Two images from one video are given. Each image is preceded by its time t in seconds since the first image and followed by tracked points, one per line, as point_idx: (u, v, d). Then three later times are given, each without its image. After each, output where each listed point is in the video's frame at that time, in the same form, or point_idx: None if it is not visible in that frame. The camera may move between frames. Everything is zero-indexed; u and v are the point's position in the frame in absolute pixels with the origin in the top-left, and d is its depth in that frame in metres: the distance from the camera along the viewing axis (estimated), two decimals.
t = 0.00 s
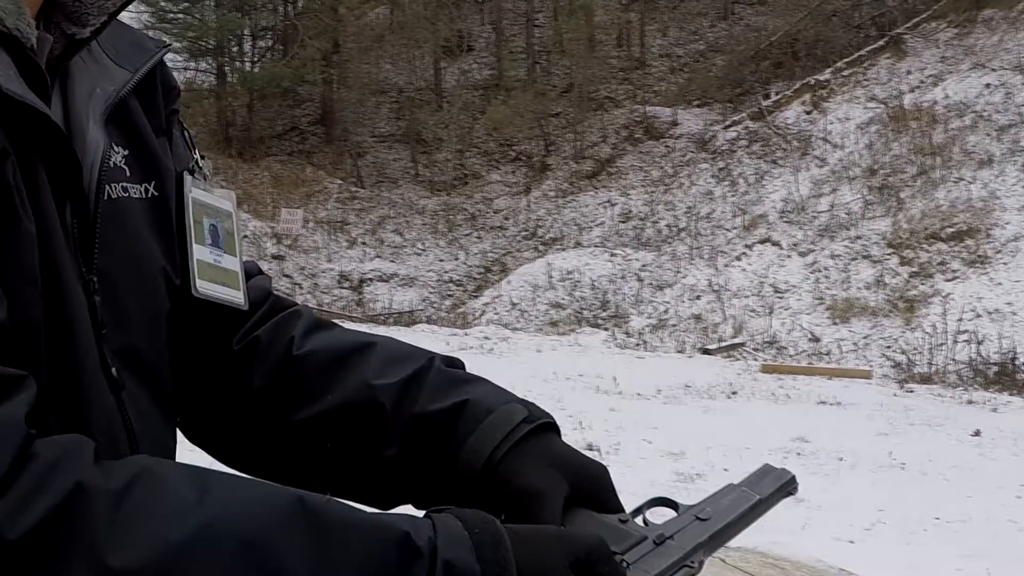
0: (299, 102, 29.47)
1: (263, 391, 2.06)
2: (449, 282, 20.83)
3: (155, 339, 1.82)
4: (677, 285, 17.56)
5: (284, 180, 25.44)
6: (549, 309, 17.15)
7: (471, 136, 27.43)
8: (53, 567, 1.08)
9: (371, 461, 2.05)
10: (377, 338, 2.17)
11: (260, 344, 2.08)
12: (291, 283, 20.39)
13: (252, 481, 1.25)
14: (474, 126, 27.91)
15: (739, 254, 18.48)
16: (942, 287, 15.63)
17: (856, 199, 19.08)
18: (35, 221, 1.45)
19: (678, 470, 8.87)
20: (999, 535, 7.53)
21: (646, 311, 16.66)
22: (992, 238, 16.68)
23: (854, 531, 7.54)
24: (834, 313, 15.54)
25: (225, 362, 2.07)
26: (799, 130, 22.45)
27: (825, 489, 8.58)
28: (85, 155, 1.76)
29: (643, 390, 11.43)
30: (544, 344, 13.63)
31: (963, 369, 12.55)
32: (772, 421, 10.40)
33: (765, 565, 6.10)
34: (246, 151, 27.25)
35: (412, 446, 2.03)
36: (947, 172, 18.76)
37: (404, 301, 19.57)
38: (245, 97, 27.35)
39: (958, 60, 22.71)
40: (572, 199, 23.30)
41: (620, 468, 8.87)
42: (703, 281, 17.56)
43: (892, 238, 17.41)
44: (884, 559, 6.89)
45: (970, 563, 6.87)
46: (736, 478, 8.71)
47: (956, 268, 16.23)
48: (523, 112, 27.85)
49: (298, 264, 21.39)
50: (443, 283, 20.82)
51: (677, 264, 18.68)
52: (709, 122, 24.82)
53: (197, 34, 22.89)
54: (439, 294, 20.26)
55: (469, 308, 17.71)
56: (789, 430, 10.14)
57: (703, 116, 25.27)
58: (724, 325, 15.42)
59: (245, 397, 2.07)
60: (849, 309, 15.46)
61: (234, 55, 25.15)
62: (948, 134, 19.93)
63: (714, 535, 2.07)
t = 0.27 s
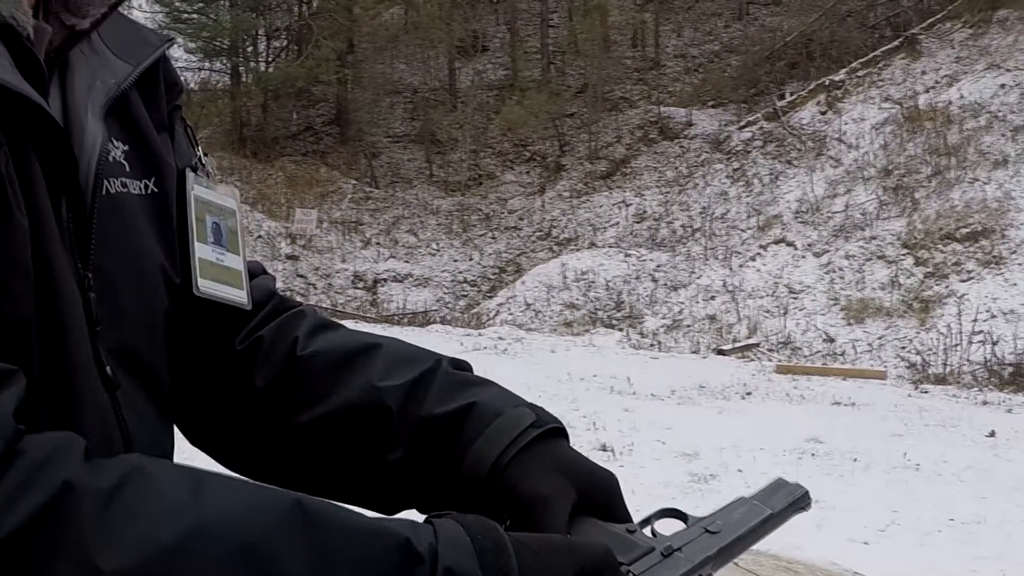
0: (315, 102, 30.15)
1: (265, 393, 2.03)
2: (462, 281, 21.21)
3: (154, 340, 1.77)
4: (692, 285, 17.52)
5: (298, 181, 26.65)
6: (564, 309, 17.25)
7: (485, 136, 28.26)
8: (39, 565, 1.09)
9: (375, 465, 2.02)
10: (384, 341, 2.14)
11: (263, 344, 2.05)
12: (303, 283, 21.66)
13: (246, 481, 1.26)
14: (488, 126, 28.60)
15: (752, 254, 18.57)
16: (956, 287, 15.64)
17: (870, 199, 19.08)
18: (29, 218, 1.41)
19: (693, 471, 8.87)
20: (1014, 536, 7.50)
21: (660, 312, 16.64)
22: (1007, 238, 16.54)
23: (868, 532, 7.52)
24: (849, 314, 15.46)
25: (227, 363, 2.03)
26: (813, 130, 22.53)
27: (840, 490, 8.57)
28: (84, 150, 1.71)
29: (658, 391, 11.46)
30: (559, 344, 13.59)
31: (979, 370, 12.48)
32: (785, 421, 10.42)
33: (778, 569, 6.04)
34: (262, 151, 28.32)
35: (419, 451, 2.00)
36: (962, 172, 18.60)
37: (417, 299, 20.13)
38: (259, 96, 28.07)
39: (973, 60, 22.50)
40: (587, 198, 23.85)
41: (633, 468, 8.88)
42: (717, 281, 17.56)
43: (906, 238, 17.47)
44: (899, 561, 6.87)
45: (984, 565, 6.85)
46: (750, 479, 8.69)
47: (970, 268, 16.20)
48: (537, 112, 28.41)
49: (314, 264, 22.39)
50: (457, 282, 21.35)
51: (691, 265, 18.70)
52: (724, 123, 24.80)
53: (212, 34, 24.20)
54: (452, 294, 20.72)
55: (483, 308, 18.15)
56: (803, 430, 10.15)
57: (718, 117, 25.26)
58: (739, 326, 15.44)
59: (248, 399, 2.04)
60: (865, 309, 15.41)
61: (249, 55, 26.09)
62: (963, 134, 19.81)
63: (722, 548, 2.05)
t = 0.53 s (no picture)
0: (324, 101, 30.58)
1: (261, 385, 2.03)
2: (472, 282, 22.07)
3: (143, 330, 1.75)
4: (702, 285, 17.79)
5: (308, 179, 26.74)
6: (573, 309, 17.42)
7: (494, 134, 28.52)
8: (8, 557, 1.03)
9: (372, 458, 2.04)
10: (382, 335, 2.15)
11: (259, 337, 2.04)
12: (313, 283, 22.00)
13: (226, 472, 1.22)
14: (497, 125, 28.81)
15: (762, 254, 18.96)
16: (966, 287, 15.62)
17: (880, 199, 19.00)
18: (10, 198, 1.39)
19: (703, 470, 8.85)
20: None
21: (669, 312, 16.83)
22: (1017, 238, 16.47)
23: (879, 531, 7.51)
24: (858, 313, 15.61)
25: (222, 355, 2.02)
26: (823, 129, 22.47)
27: (850, 489, 8.55)
28: (71, 132, 1.68)
29: (667, 391, 11.46)
30: (568, 344, 13.69)
31: (989, 370, 12.48)
32: (793, 421, 10.41)
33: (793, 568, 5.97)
34: (271, 150, 28.47)
35: (418, 447, 2.03)
36: (972, 172, 18.49)
37: (428, 303, 20.68)
38: (269, 95, 28.18)
39: (984, 60, 22.25)
40: (596, 199, 24.26)
41: (643, 468, 8.88)
42: (727, 281, 17.89)
43: (916, 237, 17.47)
44: (910, 560, 6.83)
45: (995, 564, 6.83)
46: (760, 479, 8.68)
47: (980, 268, 16.18)
48: (547, 112, 28.03)
49: (321, 263, 22.66)
50: (467, 282, 22.06)
51: (701, 264, 19.05)
52: (733, 123, 25.12)
53: (220, 32, 24.54)
54: (463, 294, 21.41)
55: (493, 308, 18.36)
56: (812, 430, 10.15)
57: (728, 117, 25.69)
58: (748, 325, 15.52)
59: (244, 393, 2.03)
60: (874, 309, 15.52)
61: (258, 54, 26.42)
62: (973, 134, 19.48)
63: (732, 557, 2.03)
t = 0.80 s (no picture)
0: (330, 101, 30.83)
1: (253, 372, 2.04)
2: (476, 282, 22.07)
3: (127, 311, 1.76)
4: (708, 284, 17.76)
5: (313, 179, 26.77)
6: (578, 309, 17.50)
7: (500, 133, 28.60)
8: None
9: (368, 446, 2.04)
10: (377, 322, 2.15)
11: (250, 322, 2.05)
12: (318, 281, 21.90)
13: (203, 459, 1.16)
14: (504, 125, 28.84)
15: (768, 254, 18.59)
16: (972, 287, 15.61)
17: (886, 198, 18.95)
18: None
19: (709, 470, 8.82)
20: None
21: (676, 311, 16.81)
22: None
23: (886, 531, 7.49)
24: (865, 313, 15.60)
25: (213, 339, 2.04)
26: (829, 130, 22.55)
27: (857, 489, 8.53)
28: (52, 106, 1.66)
29: (673, 390, 11.46)
30: (574, 344, 13.68)
31: (996, 370, 12.49)
32: (799, 421, 10.40)
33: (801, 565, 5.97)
34: (276, 150, 28.50)
35: (415, 433, 2.02)
36: (978, 172, 18.53)
37: (432, 302, 20.64)
38: (275, 95, 28.18)
39: (991, 60, 22.10)
40: (602, 199, 24.26)
41: (648, 467, 8.88)
42: (733, 281, 17.89)
43: (922, 237, 17.50)
44: (917, 559, 6.81)
45: (1002, 562, 6.81)
46: (766, 479, 8.66)
47: (987, 268, 16.16)
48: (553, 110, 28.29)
49: (327, 263, 22.68)
50: (472, 282, 22.09)
51: (706, 263, 18.92)
52: (740, 122, 25.07)
53: (226, 31, 24.59)
54: (468, 294, 21.37)
55: (499, 308, 18.36)
56: (818, 430, 10.14)
57: (735, 117, 25.74)
58: (754, 325, 15.54)
59: (235, 380, 2.05)
60: (881, 309, 15.51)
61: (265, 53, 26.61)
62: (979, 134, 19.48)
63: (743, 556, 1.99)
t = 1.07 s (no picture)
0: (332, 101, 30.92)
1: (234, 356, 2.03)
2: (479, 281, 22.13)
3: (106, 293, 1.66)
4: (711, 285, 17.78)
5: (316, 178, 26.80)
6: (581, 309, 17.52)
7: (502, 133, 28.75)
8: None
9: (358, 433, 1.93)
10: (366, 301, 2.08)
11: (232, 304, 2.06)
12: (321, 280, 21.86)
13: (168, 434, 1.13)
14: (507, 125, 28.92)
15: (771, 254, 18.96)
16: (975, 287, 15.59)
17: (890, 198, 18.96)
18: None
19: (711, 470, 8.80)
20: None
21: (678, 312, 16.84)
22: None
23: (889, 531, 7.47)
24: (867, 313, 15.60)
25: (194, 323, 2.04)
26: (833, 130, 22.50)
27: (860, 489, 8.52)
28: (31, 73, 1.59)
29: (676, 390, 11.44)
30: (576, 344, 13.68)
31: (999, 369, 12.47)
32: (802, 421, 10.39)
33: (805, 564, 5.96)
34: (279, 150, 28.54)
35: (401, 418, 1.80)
36: (981, 172, 18.49)
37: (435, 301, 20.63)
38: (277, 95, 28.17)
39: (993, 60, 22.15)
40: (605, 198, 24.17)
41: (649, 467, 8.87)
42: (736, 281, 17.94)
43: (925, 238, 17.48)
44: (921, 560, 6.79)
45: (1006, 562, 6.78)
46: (768, 478, 8.64)
47: (990, 268, 16.14)
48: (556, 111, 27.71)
49: (329, 264, 22.76)
50: (474, 282, 22.13)
51: (709, 263, 19.04)
52: (742, 123, 25.21)
53: (229, 31, 24.61)
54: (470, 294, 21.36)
55: (501, 308, 18.38)
56: (821, 430, 10.11)
57: (738, 117, 25.79)
58: (757, 325, 15.55)
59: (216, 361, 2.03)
60: (884, 309, 15.50)
61: (268, 53, 26.74)
62: (982, 134, 19.48)
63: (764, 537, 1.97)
